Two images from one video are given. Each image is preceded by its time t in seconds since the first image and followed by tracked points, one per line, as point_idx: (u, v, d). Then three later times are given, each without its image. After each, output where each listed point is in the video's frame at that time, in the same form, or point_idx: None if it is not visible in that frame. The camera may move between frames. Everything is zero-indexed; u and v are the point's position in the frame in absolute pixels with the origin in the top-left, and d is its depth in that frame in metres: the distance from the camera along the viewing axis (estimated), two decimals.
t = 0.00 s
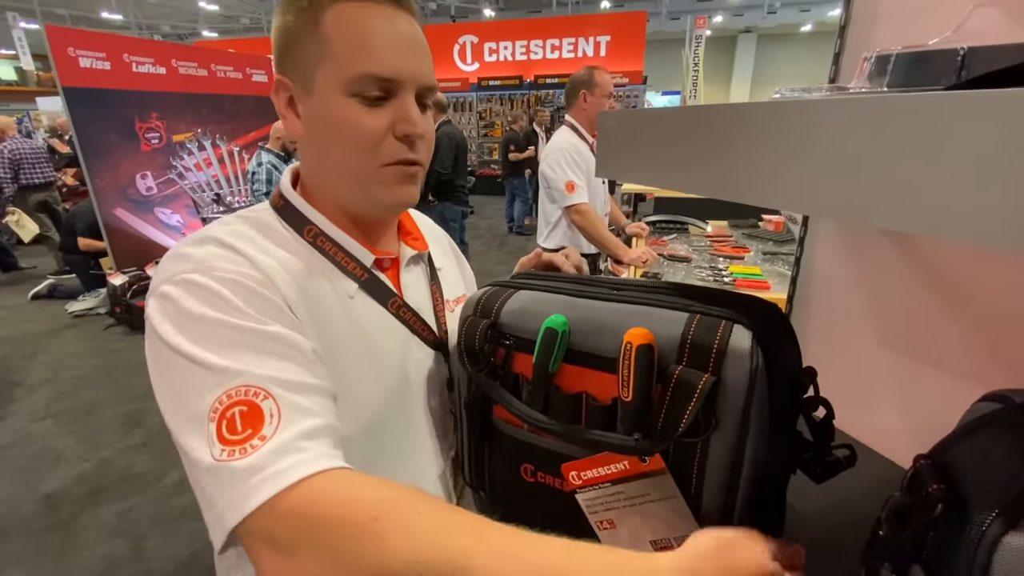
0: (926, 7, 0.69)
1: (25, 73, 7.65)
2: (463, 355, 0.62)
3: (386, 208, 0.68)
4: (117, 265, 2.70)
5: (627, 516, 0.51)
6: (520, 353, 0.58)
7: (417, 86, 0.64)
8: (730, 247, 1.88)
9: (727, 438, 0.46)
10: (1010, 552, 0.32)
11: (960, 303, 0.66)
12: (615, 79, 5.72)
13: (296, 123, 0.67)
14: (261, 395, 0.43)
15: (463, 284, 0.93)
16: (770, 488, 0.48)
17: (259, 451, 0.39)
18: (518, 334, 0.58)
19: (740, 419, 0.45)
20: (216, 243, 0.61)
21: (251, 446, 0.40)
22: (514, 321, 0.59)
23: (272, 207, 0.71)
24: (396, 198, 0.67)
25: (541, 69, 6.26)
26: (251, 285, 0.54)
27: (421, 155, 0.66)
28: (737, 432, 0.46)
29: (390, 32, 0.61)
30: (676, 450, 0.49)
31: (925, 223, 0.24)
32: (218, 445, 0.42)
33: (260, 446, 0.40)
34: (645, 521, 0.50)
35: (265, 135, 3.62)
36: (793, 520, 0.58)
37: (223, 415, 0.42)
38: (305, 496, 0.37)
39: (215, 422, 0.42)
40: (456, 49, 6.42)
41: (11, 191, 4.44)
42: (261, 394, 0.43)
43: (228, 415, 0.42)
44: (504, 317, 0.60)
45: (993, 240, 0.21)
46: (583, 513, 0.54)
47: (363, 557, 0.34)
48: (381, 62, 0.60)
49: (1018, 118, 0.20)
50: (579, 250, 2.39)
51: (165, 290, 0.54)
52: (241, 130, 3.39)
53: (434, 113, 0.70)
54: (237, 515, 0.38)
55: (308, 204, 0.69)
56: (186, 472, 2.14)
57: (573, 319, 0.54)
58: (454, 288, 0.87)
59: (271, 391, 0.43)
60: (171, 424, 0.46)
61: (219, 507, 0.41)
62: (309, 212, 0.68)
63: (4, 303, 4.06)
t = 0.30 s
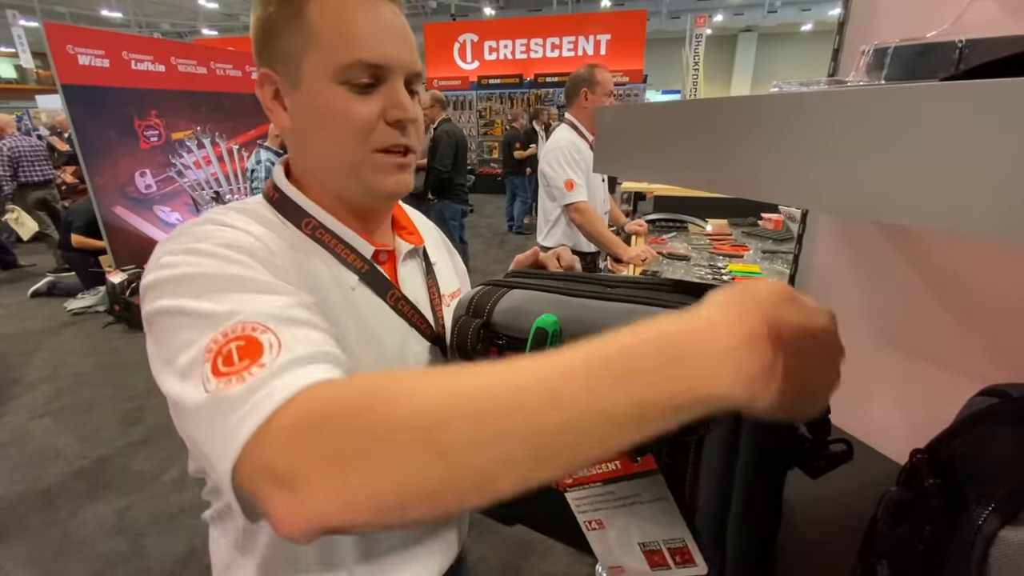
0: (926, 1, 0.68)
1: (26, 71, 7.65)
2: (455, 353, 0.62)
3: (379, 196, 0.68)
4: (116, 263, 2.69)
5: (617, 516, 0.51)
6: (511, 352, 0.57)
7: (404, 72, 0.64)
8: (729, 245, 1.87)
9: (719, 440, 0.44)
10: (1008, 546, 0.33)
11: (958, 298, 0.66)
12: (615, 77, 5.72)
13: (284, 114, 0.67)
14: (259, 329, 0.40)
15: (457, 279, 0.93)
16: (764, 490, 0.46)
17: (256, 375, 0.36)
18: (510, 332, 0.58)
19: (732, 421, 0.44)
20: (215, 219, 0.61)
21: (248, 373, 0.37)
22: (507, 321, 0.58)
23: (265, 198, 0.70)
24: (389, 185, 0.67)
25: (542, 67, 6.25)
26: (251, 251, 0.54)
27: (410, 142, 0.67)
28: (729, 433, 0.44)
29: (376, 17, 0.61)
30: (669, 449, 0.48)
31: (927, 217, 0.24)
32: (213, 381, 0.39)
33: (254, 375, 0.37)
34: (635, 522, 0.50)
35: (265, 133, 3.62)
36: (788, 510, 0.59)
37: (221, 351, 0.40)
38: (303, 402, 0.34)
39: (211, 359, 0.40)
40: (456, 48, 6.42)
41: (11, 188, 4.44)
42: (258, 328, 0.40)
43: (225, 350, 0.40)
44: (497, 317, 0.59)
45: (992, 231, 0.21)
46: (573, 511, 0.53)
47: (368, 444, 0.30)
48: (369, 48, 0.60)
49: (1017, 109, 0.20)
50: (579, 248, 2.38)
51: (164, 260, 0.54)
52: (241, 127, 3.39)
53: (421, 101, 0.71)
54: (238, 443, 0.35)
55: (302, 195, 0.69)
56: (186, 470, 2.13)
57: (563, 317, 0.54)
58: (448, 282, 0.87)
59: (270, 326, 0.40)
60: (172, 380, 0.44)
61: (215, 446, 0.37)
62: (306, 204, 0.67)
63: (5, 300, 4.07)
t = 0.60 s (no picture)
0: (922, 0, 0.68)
1: (26, 69, 7.65)
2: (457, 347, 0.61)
3: (378, 202, 0.68)
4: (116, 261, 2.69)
5: (621, 510, 0.50)
6: (515, 344, 0.57)
7: (413, 82, 0.64)
8: (728, 246, 1.87)
9: (724, 435, 0.45)
10: (996, 548, 0.32)
11: (955, 298, 0.66)
12: (615, 77, 5.72)
13: (289, 114, 0.66)
14: (199, 327, 0.39)
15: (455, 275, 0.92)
16: (763, 487, 0.47)
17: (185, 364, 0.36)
18: (514, 324, 0.58)
19: (738, 417, 0.45)
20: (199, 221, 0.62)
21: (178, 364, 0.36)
22: (513, 312, 0.58)
23: (262, 198, 0.71)
24: (388, 192, 0.67)
25: (542, 67, 6.25)
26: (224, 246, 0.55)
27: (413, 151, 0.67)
28: (734, 427, 0.45)
29: (389, 28, 0.60)
30: (673, 443, 0.48)
31: (926, 221, 0.23)
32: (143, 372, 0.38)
33: (183, 364, 0.36)
34: (641, 515, 0.49)
35: (265, 132, 3.62)
36: (785, 520, 0.57)
37: (158, 343, 0.39)
38: (213, 374, 0.32)
39: (144, 351, 0.39)
40: (455, 47, 6.42)
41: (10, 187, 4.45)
42: (199, 324, 0.39)
43: (162, 343, 0.38)
44: (503, 307, 0.59)
45: (991, 231, 0.21)
46: (578, 506, 0.54)
47: (277, 394, 0.30)
48: (380, 58, 0.60)
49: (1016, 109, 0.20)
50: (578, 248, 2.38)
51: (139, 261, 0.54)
52: (241, 127, 3.40)
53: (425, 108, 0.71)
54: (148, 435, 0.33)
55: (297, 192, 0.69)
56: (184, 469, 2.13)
57: (574, 314, 0.53)
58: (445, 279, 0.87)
59: (211, 322, 0.40)
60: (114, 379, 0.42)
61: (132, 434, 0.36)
62: (301, 202, 0.67)
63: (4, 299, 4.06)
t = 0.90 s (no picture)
0: (921, 2, 0.68)
1: (26, 69, 7.67)
2: (456, 351, 0.62)
3: (368, 203, 0.68)
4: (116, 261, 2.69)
5: (618, 516, 0.51)
6: (510, 348, 0.58)
7: (404, 86, 0.64)
8: (727, 247, 1.87)
9: (720, 440, 0.45)
10: (990, 551, 0.33)
11: (953, 301, 0.65)
12: (615, 78, 5.72)
13: (285, 115, 0.67)
14: (164, 297, 0.47)
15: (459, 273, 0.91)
16: (760, 492, 0.46)
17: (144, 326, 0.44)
18: (509, 327, 0.58)
19: (734, 422, 0.45)
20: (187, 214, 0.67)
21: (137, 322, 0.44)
22: (507, 315, 0.59)
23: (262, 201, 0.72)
24: (376, 195, 0.66)
25: (542, 67, 6.24)
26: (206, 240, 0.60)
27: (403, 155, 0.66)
28: (729, 433, 0.45)
29: (380, 32, 0.61)
30: (669, 448, 0.48)
31: (922, 228, 0.23)
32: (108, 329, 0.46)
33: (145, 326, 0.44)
34: (637, 522, 0.50)
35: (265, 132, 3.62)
36: (784, 522, 0.58)
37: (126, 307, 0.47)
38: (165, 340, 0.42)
39: (109, 315, 0.47)
40: (456, 48, 6.43)
41: (11, 186, 4.46)
42: (163, 296, 0.47)
43: (129, 306, 0.47)
44: (497, 311, 0.60)
45: (989, 240, 0.21)
46: (575, 511, 0.54)
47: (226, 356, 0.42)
48: (369, 61, 0.60)
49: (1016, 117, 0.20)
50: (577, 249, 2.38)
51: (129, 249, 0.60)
52: (241, 126, 3.42)
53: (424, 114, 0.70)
54: (100, 378, 0.43)
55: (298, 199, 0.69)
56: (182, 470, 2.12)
57: (565, 315, 0.54)
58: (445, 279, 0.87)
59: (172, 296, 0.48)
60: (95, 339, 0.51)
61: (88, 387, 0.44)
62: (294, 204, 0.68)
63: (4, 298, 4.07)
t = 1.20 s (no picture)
0: (922, 3, 0.68)
1: (26, 68, 7.68)
2: (451, 358, 0.62)
3: (340, 213, 0.72)
4: (116, 260, 2.69)
5: (618, 520, 0.51)
6: (506, 354, 0.58)
7: (371, 100, 0.69)
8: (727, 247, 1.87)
9: (718, 445, 0.45)
10: (987, 551, 0.32)
11: (953, 303, 0.66)
12: (616, 79, 5.73)
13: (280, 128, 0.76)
14: (156, 326, 0.54)
15: (455, 276, 0.92)
16: (760, 493, 0.47)
17: (130, 355, 0.51)
18: (504, 334, 0.58)
19: (733, 427, 0.45)
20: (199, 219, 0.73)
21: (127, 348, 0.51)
22: (501, 321, 0.59)
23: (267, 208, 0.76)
24: (344, 205, 0.71)
25: (543, 67, 6.24)
26: (204, 261, 0.65)
27: (372, 168, 0.70)
28: (728, 437, 0.45)
29: (350, 52, 0.67)
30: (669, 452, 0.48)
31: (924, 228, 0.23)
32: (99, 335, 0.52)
33: (132, 356, 0.51)
34: (636, 525, 0.50)
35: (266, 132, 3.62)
36: (783, 522, 0.58)
37: (119, 321, 0.53)
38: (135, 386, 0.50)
39: (103, 322, 0.52)
40: (456, 48, 6.43)
41: (11, 185, 4.46)
42: (156, 325, 0.55)
43: (123, 322, 0.53)
44: (491, 317, 0.60)
45: (991, 241, 0.21)
46: (574, 516, 0.54)
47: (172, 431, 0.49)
48: (337, 77, 0.67)
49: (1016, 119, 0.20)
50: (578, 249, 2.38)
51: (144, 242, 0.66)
52: (241, 126, 3.42)
53: (405, 131, 0.75)
54: (63, 387, 0.49)
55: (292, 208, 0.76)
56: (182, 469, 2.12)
57: (560, 321, 0.54)
58: (438, 289, 0.87)
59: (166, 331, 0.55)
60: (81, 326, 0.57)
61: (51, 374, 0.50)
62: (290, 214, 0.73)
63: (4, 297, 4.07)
